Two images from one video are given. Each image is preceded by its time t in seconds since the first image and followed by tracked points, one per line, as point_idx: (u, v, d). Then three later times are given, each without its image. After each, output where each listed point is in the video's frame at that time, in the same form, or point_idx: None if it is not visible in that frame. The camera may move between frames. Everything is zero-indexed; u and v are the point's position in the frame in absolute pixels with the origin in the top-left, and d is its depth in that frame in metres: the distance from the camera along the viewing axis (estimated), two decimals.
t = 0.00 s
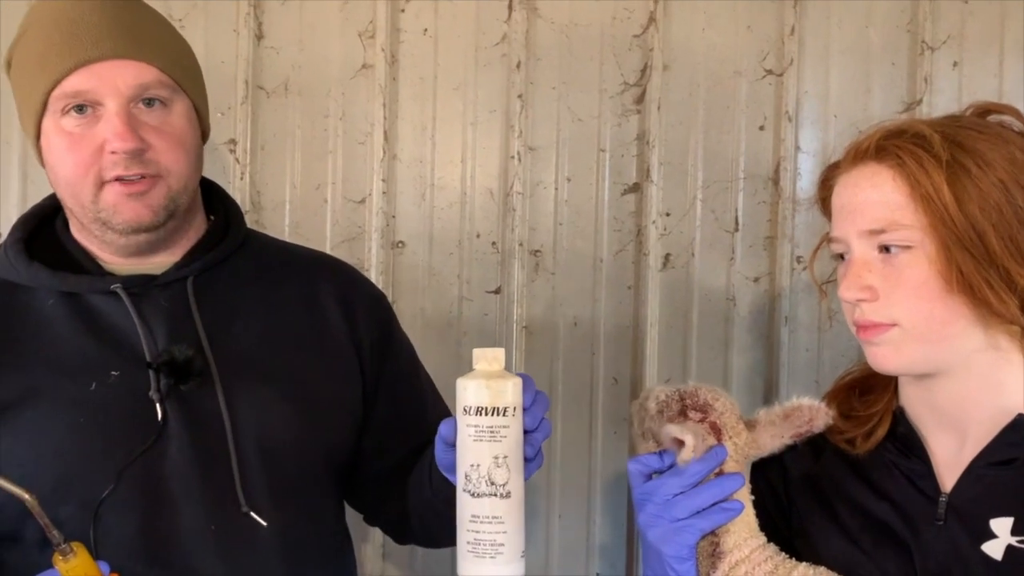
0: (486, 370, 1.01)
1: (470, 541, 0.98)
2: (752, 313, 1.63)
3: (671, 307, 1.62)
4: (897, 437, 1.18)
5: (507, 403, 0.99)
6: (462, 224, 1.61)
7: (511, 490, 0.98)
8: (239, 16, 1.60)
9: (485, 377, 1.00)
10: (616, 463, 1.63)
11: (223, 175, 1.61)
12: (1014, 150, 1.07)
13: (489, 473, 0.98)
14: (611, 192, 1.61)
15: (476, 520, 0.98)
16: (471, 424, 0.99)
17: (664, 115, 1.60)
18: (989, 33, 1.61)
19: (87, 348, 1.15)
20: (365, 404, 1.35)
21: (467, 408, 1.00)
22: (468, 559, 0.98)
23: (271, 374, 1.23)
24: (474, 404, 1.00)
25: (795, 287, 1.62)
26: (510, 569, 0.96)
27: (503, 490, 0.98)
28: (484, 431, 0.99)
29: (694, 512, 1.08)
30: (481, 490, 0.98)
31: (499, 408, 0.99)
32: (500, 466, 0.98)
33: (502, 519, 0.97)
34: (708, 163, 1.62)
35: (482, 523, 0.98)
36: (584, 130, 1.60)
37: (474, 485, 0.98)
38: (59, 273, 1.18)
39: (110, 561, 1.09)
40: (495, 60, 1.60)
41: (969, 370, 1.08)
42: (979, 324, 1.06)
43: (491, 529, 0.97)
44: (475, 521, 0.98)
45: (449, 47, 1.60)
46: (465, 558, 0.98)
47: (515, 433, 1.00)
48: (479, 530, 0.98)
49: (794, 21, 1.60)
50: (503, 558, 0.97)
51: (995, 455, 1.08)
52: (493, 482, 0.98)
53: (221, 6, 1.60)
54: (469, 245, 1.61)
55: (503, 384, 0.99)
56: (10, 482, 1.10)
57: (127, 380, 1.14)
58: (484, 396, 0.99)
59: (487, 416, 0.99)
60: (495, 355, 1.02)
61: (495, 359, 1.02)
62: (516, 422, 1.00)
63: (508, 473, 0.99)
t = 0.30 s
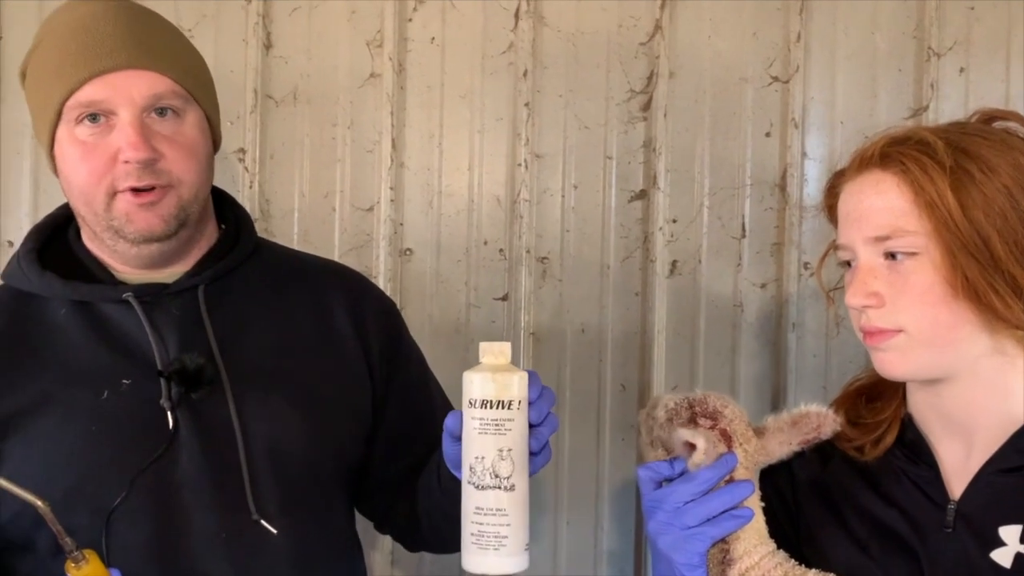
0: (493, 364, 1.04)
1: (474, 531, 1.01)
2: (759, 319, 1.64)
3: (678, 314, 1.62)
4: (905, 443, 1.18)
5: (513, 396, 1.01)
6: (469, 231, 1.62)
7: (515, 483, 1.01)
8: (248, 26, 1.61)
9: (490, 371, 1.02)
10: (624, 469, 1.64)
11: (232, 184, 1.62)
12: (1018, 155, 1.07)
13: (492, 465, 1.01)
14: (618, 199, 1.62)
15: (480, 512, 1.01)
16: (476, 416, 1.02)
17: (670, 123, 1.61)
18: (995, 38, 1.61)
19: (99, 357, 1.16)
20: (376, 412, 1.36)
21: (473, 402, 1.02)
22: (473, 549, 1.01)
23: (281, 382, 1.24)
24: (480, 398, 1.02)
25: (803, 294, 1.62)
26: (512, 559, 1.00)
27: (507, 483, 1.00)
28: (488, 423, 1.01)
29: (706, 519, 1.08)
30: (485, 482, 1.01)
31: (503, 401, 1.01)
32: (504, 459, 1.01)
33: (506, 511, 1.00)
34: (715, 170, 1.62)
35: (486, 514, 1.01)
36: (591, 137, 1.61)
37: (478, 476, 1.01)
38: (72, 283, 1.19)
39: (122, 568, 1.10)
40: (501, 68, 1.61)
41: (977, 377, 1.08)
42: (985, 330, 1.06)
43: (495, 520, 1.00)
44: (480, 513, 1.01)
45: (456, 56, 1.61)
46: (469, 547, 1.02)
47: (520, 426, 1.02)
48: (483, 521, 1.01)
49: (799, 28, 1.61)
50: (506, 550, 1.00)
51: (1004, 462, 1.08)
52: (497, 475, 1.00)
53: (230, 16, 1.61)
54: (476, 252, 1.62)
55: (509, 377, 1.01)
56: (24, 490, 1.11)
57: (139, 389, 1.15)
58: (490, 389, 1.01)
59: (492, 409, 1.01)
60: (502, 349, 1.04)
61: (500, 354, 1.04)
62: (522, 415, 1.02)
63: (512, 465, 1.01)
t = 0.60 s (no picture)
0: (496, 360, 1.05)
1: (462, 523, 1.03)
2: (767, 323, 1.63)
3: (686, 318, 1.62)
4: (913, 447, 1.17)
5: (511, 393, 1.03)
6: (477, 235, 1.62)
7: (506, 480, 1.01)
8: (256, 31, 1.62)
9: (490, 367, 1.03)
10: (632, 473, 1.63)
11: (241, 188, 1.62)
12: None
13: (485, 459, 1.02)
14: (625, 203, 1.61)
15: (469, 505, 1.02)
16: (472, 410, 1.04)
17: (678, 126, 1.61)
18: (1004, 40, 1.60)
19: (109, 363, 1.16)
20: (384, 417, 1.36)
21: (472, 395, 1.04)
22: (461, 540, 1.02)
23: (288, 387, 1.24)
24: (478, 392, 1.03)
25: (811, 297, 1.62)
26: (497, 555, 1.00)
27: (498, 479, 1.01)
28: (483, 418, 1.03)
29: (715, 523, 1.08)
30: (475, 475, 1.02)
31: (500, 397, 1.02)
32: (496, 454, 1.02)
33: (494, 507, 1.01)
34: (723, 173, 1.62)
35: (475, 508, 1.02)
36: (598, 141, 1.61)
37: (470, 469, 1.03)
38: (82, 288, 1.19)
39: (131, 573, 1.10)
40: (509, 72, 1.61)
41: (984, 381, 1.07)
42: (992, 334, 1.05)
43: (483, 515, 1.01)
44: (469, 505, 1.03)
45: (463, 60, 1.62)
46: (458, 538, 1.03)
47: (518, 423, 1.03)
48: (471, 515, 1.02)
49: (807, 30, 1.61)
50: (492, 545, 1.00)
51: (1013, 466, 1.07)
52: (488, 470, 1.02)
53: (239, 22, 1.62)
54: (484, 256, 1.62)
55: (509, 374, 1.03)
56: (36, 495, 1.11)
57: (149, 394, 1.16)
58: (488, 384, 1.03)
59: (489, 404, 1.03)
60: (507, 345, 1.06)
61: (506, 351, 1.06)
62: (519, 413, 1.03)
63: (504, 462, 1.02)
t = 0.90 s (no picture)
0: (520, 338, 1.06)
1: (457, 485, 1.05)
2: (775, 321, 1.63)
3: (693, 316, 1.61)
4: (921, 446, 1.16)
5: (518, 364, 1.04)
6: (483, 233, 1.62)
7: (500, 447, 1.03)
8: (261, 30, 1.61)
9: (510, 340, 1.06)
10: (638, 472, 1.63)
11: (246, 187, 1.62)
12: None
13: (485, 423, 1.04)
14: (632, 201, 1.61)
15: (466, 468, 1.05)
16: (485, 377, 1.06)
17: (684, 123, 1.60)
18: (1013, 36, 1.59)
19: (113, 366, 1.16)
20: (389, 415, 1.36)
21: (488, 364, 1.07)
22: (454, 502, 1.05)
23: (294, 385, 1.24)
24: (494, 361, 1.06)
25: (819, 295, 1.61)
26: (478, 519, 1.01)
27: (490, 444, 1.03)
28: (491, 385, 1.05)
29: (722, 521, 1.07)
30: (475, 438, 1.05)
31: (511, 368, 1.04)
32: (494, 421, 1.04)
33: (484, 472, 1.02)
34: (730, 172, 1.61)
35: (470, 470, 1.04)
36: (604, 139, 1.60)
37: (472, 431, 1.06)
38: (86, 290, 1.19)
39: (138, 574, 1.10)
40: (514, 70, 1.61)
41: (993, 379, 1.06)
42: (1000, 329, 1.04)
43: (474, 479, 1.03)
44: (466, 468, 1.05)
45: (468, 58, 1.61)
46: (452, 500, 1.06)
47: (524, 394, 1.04)
48: (465, 477, 1.04)
49: (814, 26, 1.60)
50: (475, 508, 1.02)
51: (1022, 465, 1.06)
52: (485, 435, 1.04)
53: (244, 20, 1.62)
54: (490, 255, 1.62)
55: (526, 348, 1.05)
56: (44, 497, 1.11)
57: (155, 397, 1.15)
58: (500, 354, 1.06)
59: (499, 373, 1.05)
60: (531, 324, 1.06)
61: (531, 331, 1.06)
62: (526, 385, 1.04)
63: (501, 430, 1.03)
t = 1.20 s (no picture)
0: (520, 329, 1.06)
1: (490, 488, 1.04)
2: (778, 317, 1.62)
3: (696, 313, 1.61)
4: (923, 441, 1.16)
5: (531, 359, 1.03)
6: (486, 229, 1.61)
7: (529, 443, 1.03)
8: (262, 25, 1.61)
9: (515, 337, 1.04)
10: (642, 469, 1.62)
11: (248, 183, 1.61)
12: None
13: (511, 422, 1.03)
14: (635, 196, 1.60)
15: (495, 469, 1.03)
16: (498, 377, 1.05)
17: (688, 119, 1.59)
18: (1018, 30, 1.58)
19: (113, 365, 1.16)
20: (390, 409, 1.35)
21: (496, 363, 1.05)
22: (488, 505, 1.03)
23: (295, 380, 1.23)
24: (503, 359, 1.05)
25: (822, 290, 1.61)
26: (523, 516, 1.01)
27: (519, 443, 1.02)
28: (508, 383, 1.04)
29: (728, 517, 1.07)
30: (502, 437, 1.03)
31: (525, 363, 1.03)
32: (518, 419, 1.03)
33: (518, 470, 1.02)
34: (734, 167, 1.60)
35: (500, 471, 1.03)
36: (607, 134, 1.60)
37: (496, 431, 1.04)
38: (82, 289, 1.18)
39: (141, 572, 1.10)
40: (517, 65, 1.60)
41: (996, 374, 1.05)
42: (1002, 324, 1.03)
43: (508, 479, 1.02)
44: (495, 470, 1.04)
45: (471, 54, 1.61)
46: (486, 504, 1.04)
47: (541, 388, 1.04)
48: (498, 479, 1.03)
49: (818, 21, 1.59)
50: (515, 506, 1.01)
51: None
52: (512, 434, 1.03)
53: (245, 17, 1.61)
54: (493, 251, 1.61)
55: (531, 340, 1.04)
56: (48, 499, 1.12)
57: (157, 395, 1.15)
58: (508, 351, 1.04)
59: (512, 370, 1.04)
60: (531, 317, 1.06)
61: (530, 319, 1.06)
62: (541, 379, 1.04)
63: (527, 426, 1.03)
